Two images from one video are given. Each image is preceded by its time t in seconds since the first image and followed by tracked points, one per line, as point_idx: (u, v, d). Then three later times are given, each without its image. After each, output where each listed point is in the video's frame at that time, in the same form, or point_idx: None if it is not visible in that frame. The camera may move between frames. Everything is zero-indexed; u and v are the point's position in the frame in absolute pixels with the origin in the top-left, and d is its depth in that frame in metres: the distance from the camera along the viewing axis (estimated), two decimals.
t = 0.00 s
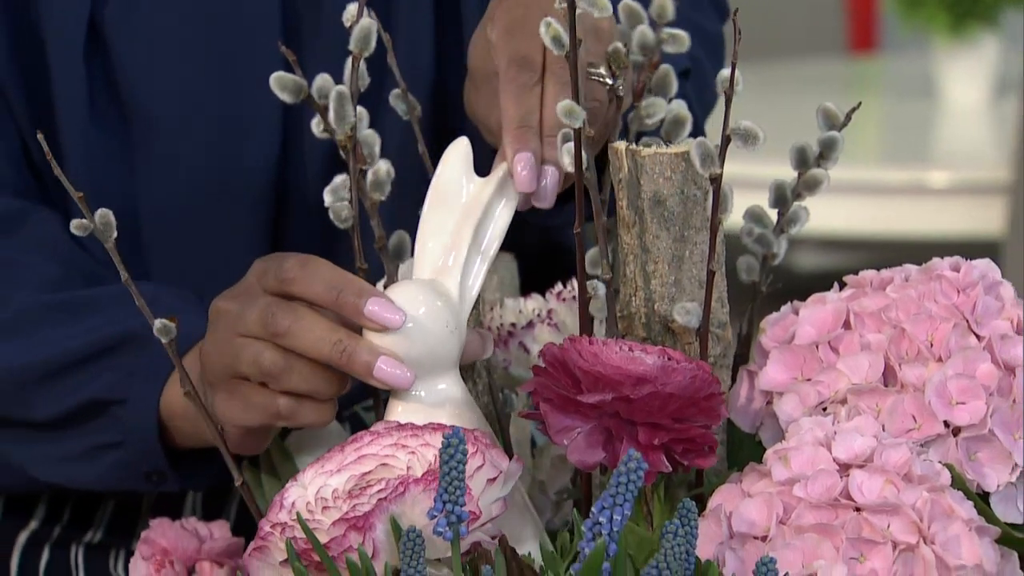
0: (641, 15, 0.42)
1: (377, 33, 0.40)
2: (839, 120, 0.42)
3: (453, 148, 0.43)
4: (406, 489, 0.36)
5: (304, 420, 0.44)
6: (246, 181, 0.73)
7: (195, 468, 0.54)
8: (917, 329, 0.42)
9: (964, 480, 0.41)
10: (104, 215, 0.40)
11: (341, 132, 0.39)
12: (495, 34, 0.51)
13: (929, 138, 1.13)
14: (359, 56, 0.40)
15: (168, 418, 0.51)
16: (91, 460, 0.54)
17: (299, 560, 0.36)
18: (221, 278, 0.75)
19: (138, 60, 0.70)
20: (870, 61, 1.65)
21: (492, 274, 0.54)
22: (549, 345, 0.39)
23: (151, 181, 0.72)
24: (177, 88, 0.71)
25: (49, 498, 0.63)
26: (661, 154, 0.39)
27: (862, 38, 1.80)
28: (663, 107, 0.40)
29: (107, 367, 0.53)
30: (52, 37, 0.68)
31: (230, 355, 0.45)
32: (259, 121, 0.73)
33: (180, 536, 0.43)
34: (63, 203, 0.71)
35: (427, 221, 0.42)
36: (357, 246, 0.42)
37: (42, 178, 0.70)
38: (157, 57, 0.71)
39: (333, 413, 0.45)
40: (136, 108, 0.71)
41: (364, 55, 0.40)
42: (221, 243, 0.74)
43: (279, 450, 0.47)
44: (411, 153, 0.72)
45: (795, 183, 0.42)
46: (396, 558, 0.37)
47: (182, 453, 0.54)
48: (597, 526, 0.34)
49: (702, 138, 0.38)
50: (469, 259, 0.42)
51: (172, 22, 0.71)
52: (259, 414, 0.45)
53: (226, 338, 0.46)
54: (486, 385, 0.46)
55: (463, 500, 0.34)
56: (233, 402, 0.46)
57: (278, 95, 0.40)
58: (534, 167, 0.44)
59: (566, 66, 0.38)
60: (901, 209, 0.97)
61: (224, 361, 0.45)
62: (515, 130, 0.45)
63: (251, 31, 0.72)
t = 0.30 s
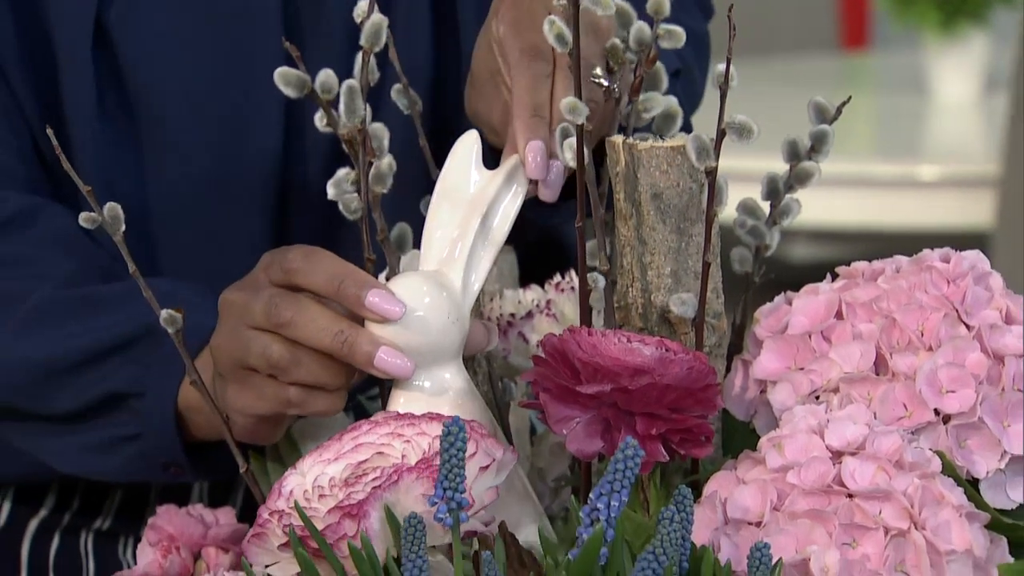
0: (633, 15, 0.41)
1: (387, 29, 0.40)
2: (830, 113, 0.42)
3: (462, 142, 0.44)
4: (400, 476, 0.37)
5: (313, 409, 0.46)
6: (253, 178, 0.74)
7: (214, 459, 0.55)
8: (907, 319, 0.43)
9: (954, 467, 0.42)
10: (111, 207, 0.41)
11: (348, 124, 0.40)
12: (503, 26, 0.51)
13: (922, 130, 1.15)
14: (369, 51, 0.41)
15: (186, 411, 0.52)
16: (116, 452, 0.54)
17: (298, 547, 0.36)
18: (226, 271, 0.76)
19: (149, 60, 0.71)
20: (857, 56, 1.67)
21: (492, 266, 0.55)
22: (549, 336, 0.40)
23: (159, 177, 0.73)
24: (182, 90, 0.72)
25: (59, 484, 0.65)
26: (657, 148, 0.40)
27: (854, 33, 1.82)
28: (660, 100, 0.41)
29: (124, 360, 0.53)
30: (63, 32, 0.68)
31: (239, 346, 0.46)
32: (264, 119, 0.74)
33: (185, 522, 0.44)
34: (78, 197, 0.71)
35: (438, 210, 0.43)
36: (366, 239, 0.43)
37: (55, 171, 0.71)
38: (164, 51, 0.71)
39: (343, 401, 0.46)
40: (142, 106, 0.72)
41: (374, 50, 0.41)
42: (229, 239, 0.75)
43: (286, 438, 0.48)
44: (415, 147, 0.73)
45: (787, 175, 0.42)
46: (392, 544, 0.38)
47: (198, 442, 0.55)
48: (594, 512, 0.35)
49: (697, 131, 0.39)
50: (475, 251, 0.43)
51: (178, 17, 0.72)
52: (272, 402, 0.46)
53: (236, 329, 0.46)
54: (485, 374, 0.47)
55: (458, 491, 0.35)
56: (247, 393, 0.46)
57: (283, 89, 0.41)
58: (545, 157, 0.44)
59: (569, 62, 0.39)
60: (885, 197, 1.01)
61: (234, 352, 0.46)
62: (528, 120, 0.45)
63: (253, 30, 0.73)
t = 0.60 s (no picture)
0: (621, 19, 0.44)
1: (388, 28, 0.41)
2: (802, 108, 0.43)
3: (462, 139, 0.45)
4: (410, 469, 0.38)
5: (317, 403, 0.46)
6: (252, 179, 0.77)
7: (219, 450, 0.57)
8: (896, 313, 0.45)
9: (944, 458, 0.43)
10: (118, 203, 0.42)
11: (348, 124, 0.41)
12: None
13: (914, 128, 1.17)
14: (370, 49, 0.42)
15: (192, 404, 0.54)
16: (122, 444, 0.56)
17: (308, 537, 0.37)
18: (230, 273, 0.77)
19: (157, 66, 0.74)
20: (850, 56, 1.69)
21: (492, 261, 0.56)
22: (550, 329, 0.41)
23: (166, 179, 0.76)
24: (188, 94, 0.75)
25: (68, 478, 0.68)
26: (652, 146, 0.42)
27: (846, 32, 1.83)
28: (630, 100, 0.41)
29: (133, 353, 0.56)
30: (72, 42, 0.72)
31: (245, 342, 0.47)
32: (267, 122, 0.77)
33: (191, 512, 0.46)
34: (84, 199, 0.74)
35: (438, 207, 0.44)
36: (366, 233, 0.44)
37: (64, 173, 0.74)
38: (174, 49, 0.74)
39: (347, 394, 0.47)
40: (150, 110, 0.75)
41: (374, 49, 0.42)
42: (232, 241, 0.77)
43: (291, 434, 0.49)
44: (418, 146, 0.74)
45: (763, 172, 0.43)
46: (399, 533, 0.39)
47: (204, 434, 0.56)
48: (593, 503, 0.36)
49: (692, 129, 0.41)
50: (477, 247, 0.44)
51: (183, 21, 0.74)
52: (276, 397, 0.46)
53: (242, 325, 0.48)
54: (486, 367, 0.48)
55: (462, 482, 0.36)
56: (251, 386, 0.48)
57: (287, 88, 0.42)
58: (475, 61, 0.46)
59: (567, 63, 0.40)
60: (882, 197, 1.00)
61: (238, 348, 0.48)
62: None
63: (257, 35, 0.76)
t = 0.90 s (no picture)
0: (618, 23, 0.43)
1: (388, 26, 0.42)
2: (801, 106, 0.42)
3: (463, 135, 0.45)
4: (414, 461, 0.38)
5: (312, 398, 0.46)
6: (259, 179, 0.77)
7: (225, 441, 0.59)
8: (887, 306, 0.45)
9: (934, 448, 0.44)
10: (121, 200, 0.42)
11: (349, 121, 0.42)
12: None
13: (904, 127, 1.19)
14: (371, 48, 0.43)
15: (197, 397, 0.56)
16: (129, 437, 0.58)
17: (312, 527, 0.38)
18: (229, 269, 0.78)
19: (164, 68, 0.75)
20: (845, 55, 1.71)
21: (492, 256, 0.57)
22: (545, 323, 0.42)
23: (172, 178, 0.77)
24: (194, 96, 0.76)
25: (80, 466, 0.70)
26: (649, 142, 0.42)
27: (837, 31, 1.87)
28: (626, 95, 0.42)
29: (137, 348, 0.57)
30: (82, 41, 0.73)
31: (248, 338, 0.48)
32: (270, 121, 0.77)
33: (197, 501, 0.47)
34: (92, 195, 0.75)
35: (439, 202, 0.45)
36: (368, 226, 0.45)
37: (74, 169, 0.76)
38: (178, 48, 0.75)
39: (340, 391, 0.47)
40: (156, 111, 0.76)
41: (375, 47, 0.43)
42: (237, 236, 0.78)
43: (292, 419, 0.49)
44: (420, 143, 0.75)
45: (762, 168, 0.43)
46: (400, 522, 0.40)
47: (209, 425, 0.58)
48: (590, 492, 0.37)
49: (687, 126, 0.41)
50: (478, 242, 0.45)
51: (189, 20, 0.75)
52: (272, 392, 0.47)
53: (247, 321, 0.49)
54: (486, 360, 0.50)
55: (462, 474, 0.37)
56: (248, 381, 0.48)
57: (289, 85, 0.42)
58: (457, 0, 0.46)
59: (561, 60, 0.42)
60: (869, 189, 1.04)
61: (239, 342, 0.48)
62: None
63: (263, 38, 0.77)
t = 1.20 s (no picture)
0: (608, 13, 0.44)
1: (390, 23, 0.43)
2: (795, 101, 0.43)
3: (461, 129, 0.46)
4: (420, 448, 0.40)
5: (312, 392, 0.47)
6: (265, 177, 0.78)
7: (230, 430, 0.60)
8: (880, 297, 0.46)
9: (925, 436, 0.45)
10: (127, 193, 0.43)
11: (354, 115, 0.42)
12: None
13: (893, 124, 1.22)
14: (374, 44, 0.43)
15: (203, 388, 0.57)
16: (137, 427, 0.59)
17: (318, 513, 0.39)
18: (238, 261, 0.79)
19: (173, 61, 0.76)
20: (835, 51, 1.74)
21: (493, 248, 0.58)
22: (546, 312, 0.43)
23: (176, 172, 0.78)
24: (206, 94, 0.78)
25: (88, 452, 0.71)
26: (647, 136, 0.43)
27: (830, 28, 1.95)
28: (625, 91, 0.43)
29: (145, 340, 0.58)
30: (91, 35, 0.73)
31: (255, 331, 0.49)
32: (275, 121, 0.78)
33: (202, 488, 0.48)
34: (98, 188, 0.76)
35: (439, 195, 0.46)
36: (371, 219, 0.46)
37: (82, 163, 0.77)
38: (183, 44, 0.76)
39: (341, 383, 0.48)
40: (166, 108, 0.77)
41: (378, 43, 0.44)
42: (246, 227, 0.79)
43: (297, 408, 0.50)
44: (421, 137, 0.76)
45: (757, 161, 0.43)
46: (405, 509, 0.41)
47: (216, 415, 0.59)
48: (588, 479, 0.38)
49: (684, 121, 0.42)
50: (478, 235, 0.45)
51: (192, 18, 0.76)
52: (272, 385, 0.48)
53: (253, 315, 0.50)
54: (486, 349, 0.51)
55: (464, 463, 0.38)
56: (251, 374, 0.49)
57: (294, 81, 0.43)
58: None
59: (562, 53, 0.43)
60: (861, 182, 1.07)
61: (244, 336, 0.49)
62: None
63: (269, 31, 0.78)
